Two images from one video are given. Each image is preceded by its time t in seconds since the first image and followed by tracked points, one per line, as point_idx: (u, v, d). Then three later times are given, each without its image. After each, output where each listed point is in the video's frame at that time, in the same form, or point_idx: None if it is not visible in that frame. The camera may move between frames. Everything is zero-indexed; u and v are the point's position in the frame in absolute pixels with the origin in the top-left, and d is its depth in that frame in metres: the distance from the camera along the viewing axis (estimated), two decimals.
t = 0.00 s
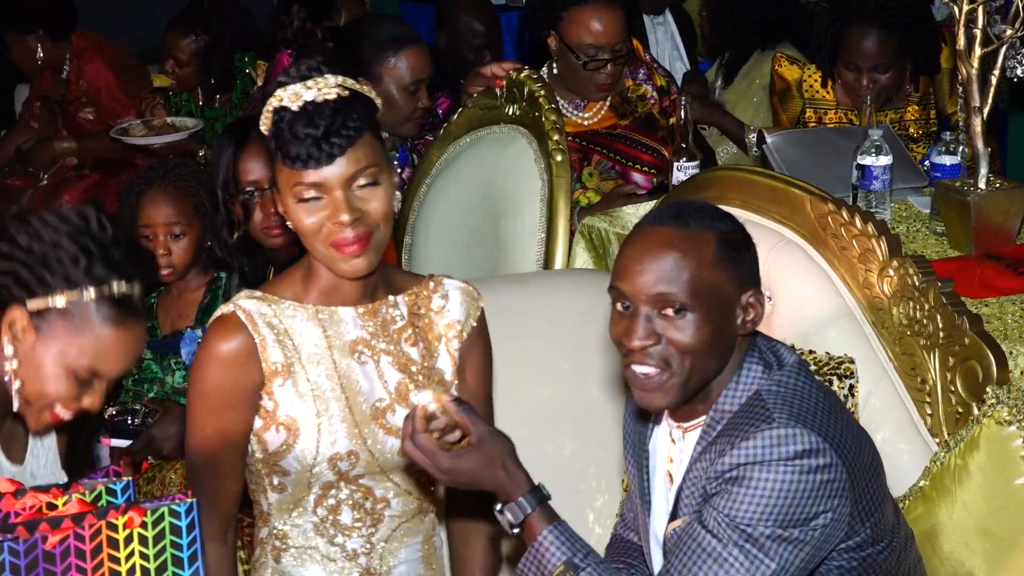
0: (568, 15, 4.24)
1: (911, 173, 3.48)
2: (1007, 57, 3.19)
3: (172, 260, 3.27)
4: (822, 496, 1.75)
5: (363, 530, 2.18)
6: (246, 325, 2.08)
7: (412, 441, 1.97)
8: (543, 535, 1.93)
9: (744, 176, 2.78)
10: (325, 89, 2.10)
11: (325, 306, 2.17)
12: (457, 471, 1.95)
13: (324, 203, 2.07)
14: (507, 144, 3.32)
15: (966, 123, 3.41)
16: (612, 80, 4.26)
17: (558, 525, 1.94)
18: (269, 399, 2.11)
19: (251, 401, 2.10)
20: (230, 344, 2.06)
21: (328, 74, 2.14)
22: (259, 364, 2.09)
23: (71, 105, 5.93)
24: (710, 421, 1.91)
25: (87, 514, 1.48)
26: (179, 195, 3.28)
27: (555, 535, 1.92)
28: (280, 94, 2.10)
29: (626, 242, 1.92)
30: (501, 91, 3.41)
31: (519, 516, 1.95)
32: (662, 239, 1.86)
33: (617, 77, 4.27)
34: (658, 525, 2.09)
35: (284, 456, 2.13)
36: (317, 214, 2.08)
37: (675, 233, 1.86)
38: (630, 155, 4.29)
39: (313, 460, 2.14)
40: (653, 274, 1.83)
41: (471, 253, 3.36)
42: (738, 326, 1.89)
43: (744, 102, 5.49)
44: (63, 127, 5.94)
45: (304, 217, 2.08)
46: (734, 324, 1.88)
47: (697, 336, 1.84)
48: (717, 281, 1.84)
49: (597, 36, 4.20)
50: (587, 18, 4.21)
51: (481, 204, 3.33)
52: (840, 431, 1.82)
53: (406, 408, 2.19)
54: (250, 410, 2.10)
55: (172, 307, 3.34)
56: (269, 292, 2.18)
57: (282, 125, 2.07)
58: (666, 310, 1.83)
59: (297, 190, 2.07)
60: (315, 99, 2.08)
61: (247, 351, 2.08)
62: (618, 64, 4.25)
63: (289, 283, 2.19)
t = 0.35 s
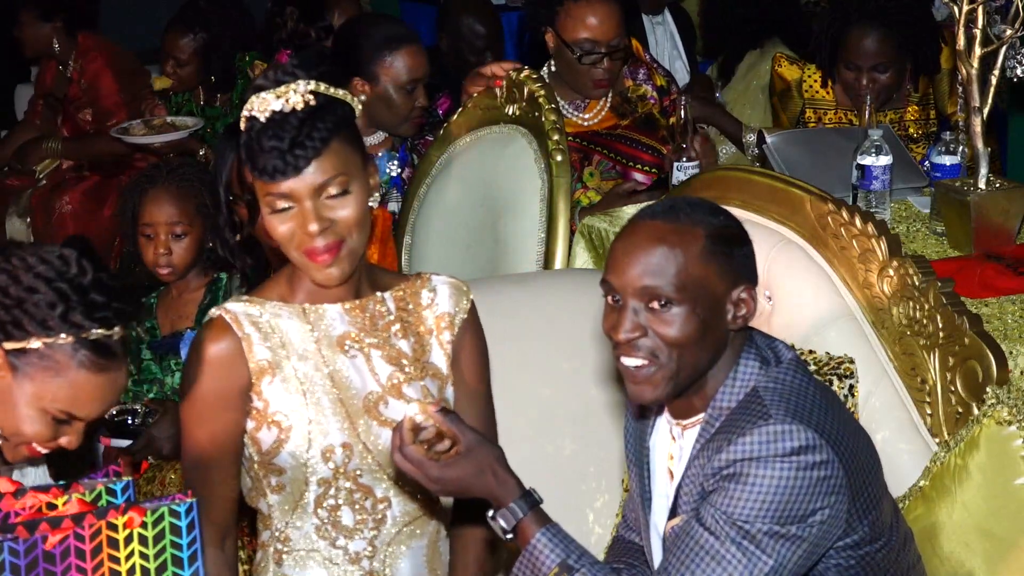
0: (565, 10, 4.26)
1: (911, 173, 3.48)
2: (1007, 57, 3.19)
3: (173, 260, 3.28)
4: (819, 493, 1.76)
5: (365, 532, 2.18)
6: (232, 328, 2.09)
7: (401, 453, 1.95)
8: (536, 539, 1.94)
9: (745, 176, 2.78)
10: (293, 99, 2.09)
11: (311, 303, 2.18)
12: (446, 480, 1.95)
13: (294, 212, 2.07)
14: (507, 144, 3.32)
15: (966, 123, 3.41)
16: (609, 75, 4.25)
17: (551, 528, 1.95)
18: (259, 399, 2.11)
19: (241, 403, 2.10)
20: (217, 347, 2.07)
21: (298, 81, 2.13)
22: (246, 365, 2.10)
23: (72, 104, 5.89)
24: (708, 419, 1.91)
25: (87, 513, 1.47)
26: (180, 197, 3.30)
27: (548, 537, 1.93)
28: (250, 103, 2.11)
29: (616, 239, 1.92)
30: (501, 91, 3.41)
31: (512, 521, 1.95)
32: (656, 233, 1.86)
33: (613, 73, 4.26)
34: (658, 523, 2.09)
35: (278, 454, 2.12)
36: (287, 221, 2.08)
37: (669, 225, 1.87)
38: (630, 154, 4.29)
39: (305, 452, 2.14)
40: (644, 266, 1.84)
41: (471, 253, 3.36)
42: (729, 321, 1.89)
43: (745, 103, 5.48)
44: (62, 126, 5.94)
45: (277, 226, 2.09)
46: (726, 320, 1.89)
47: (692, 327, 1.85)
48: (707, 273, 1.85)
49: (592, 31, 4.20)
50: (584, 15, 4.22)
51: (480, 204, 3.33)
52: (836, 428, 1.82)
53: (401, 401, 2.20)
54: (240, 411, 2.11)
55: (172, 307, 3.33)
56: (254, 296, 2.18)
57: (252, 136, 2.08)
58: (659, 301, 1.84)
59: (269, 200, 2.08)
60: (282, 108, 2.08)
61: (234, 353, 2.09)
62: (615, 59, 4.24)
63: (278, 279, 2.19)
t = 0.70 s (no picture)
0: (564, 8, 4.25)
1: (911, 173, 3.48)
2: (1007, 58, 3.19)
3: (175, 258, 3.26)
4: (815, 492, 1.76)
5: (375, 519, 2.21)
6: (239, 328, 2.07)
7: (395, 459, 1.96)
8: (533, 540, 1.93)
9: (744, 176, 2.78)
10: (339, 129, 2.04)
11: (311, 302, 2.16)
12: (442, 484, 1.96)
13: (334, 238, 2.04)
14: (507, 144, 3.32)
15: (966, 123, 3.41)
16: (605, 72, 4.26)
17: (546, 530, 1.94)
18: (269, 400, 2.10)
19: (249, 405, 2.08)
20: (223, 351, 2.04)
21: (342, 107, 2.08)
22: (255, 368, 2.08)
23: (84, 102, 5.91)
24: (703, 419, 1.91)
25: (87, 513, 1.47)
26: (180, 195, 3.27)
27: (544, 539, 1.92)
28: (294, 127, 2.04)
29: (609, 238, 1.92)
30: (501, 91, 3.41)
31: (507, 523, 1.95)
32: (646, 232, 1.87)
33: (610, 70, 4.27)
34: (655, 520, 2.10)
35: (292, 450, 2.12)
36: (323, 245, 2.04)
37: (661, 225, 1.87)
38: (627, 154, 4.29)
39: (322, 450, 2.13)
40: (633, 266, 1.85)
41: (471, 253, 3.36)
42: (721, 321, 1.89)
43: (747, 102, 5.48)
44: (71, 121, 6.00)
45: (308, 246, 2.04)
46: (716, 322, 1.88)
47: (679, 329, 1.85)
48: (694, 274, 1.85)
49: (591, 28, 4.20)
50: (581, 10, 4.21)
51: (480, 204, 3.33)
52: (831, 426, 1.82)
53: (403, 392, 2.21)
54: (249, 413, 2.08)
55: (173, 308, 3.34)
56: (255, 295, 2.16)
57: (297, 163, 2.02)
58: (644, 301, 1.85)
59: (305, 224, 2.03)
60: (334, 141, 2.03)
61: (241, 356, 2.06)
62: (612, 55, 4.24)
63: (278, 278, 2.17)
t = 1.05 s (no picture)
0: None
1: (912, 174, 3.47)
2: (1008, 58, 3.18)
3: (176, 257, 3.26)
4: (812, 490, 1.76)
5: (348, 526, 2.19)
6: (221, 328, 2.05)
7: (394, 463, 1.97)
8: (532, 539, 1.93)
9: (744, 176, 2.77)
10: (388, 150, 1.97)
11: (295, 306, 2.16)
12: (442, 486, 1.97)
13: (366, 254, 2.00)
14: (506, 144, 3.33)
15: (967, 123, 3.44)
16: (589, 61, 4.27)
17: (546, 529, 1.94)
18: (250, 402, 2.09)
19: (233, 404, 2.07)
20: (206, 349, 2.03)
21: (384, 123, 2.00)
22: (237, 367, 2.07)
23: (87, 101, 5.92)
24: (700, 418, 1.91)
25: (87, 513, 1.47)
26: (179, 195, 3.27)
27: (543, 539, 1.92)
28: (347, 147, 1.95)
29: (602, 229, 1.95)
30: (501, 91, 3.43)
31: (507, 523, 1.95)
32: (630, 227, 1.89)
33: (595, 59, 4.28)
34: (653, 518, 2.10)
35: (268, 459, 2.11)
36: (351, 259, 1.99)
37: (641, 222, 1.89)
38: (629, 154, 4.29)
39: (298, 460, 2.13)
40: (601, 260, 1.90)
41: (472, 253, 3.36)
42: (677, 332, 1.88)
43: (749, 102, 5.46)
44: (75, 123, 5.98)
45: (331, 260, 1.99)
46: (672, 330, 1.88)
47: (631, 330, 1.89)
48: (646, 281, 1.86)
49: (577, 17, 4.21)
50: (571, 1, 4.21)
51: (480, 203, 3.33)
52: (828, 425, 1.82)
53: (384, 403, 2.21)
54: (232, 413, 2.07)
55: (174, 307, 3.34)
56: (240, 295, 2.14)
57: (348, 186, 1.93)
58: (605, 295, 1.90)
59: (338, 241, 1.97)
60: (384, 163, 1.96)
61: (222, 354, 2.05)
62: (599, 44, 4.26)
63: (262, 277, 2.16)
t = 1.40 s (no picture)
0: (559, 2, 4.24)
1: (912, 173, 3.47)
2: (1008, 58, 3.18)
3: (177, 255, 3.26)
4: (812, 490, 1.76)
5: (374, 524, 2.08)
6: (216, 336, 1.97)
7: (401, 458, 1.93)
8: (537, 536, 1.94)
9: (744, 175, 2.77)
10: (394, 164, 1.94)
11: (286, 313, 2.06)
12: (450, 481, 1.95)
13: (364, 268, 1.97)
14: (506, 144, 3.32)
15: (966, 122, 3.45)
16: (584, 56, 4.28)
17: (552, 525, 1.95)
18: (274, 405, 2.02)
19: (262, 403, 1.98)
20: (209, 362, 1.94)
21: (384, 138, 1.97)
22: (250, 369, 1.99)
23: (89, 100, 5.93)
24: (701, 418, 1.91)
25: (87, 513, 1.46)
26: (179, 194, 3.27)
27: (548, 535, 1.93)
28: (355, 164, 1.91)
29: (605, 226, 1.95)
30: (500, 91, 3.39)
31: (513, 518, 1.96)
32: (626, 227, 1.90)
33: (589, 54, 4.28)
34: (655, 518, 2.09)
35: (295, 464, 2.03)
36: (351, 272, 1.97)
37: (636, 223, 1.89)
38: (630, 154, 4.29)
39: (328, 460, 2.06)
40: (597, 259, 1.91)
41: (471, 253, 3.36)
42: (665, 335, 1.89)
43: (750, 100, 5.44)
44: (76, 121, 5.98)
45: (331, 274, 1.96)
46: (662, 331, 1.89)
47: (623, 329, 1.90)
48: (639, 282, 1.87)
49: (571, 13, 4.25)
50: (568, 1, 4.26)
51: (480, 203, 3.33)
52: (827, 425, 1.82)
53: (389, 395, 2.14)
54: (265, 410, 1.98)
55: (174, 307, 3.34)
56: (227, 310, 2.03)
57: (357, 203, 1.89)
58: (599, 294, 1.91)
59: (340, 258, 1.94)
60: (391, 179, 1.93)
61: (228, 360, 1.96)
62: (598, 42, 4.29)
63: (245, 287, 2.05)
